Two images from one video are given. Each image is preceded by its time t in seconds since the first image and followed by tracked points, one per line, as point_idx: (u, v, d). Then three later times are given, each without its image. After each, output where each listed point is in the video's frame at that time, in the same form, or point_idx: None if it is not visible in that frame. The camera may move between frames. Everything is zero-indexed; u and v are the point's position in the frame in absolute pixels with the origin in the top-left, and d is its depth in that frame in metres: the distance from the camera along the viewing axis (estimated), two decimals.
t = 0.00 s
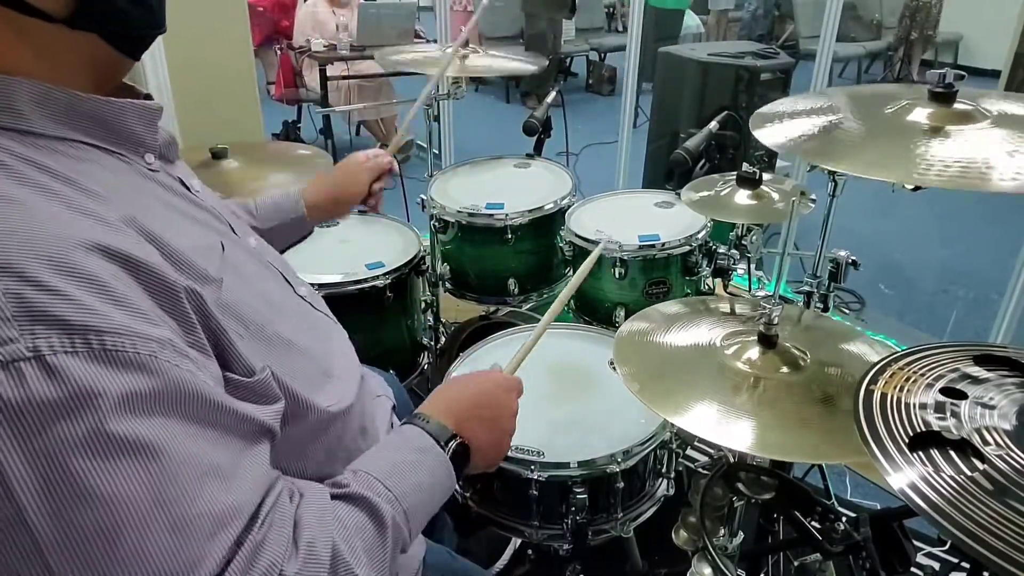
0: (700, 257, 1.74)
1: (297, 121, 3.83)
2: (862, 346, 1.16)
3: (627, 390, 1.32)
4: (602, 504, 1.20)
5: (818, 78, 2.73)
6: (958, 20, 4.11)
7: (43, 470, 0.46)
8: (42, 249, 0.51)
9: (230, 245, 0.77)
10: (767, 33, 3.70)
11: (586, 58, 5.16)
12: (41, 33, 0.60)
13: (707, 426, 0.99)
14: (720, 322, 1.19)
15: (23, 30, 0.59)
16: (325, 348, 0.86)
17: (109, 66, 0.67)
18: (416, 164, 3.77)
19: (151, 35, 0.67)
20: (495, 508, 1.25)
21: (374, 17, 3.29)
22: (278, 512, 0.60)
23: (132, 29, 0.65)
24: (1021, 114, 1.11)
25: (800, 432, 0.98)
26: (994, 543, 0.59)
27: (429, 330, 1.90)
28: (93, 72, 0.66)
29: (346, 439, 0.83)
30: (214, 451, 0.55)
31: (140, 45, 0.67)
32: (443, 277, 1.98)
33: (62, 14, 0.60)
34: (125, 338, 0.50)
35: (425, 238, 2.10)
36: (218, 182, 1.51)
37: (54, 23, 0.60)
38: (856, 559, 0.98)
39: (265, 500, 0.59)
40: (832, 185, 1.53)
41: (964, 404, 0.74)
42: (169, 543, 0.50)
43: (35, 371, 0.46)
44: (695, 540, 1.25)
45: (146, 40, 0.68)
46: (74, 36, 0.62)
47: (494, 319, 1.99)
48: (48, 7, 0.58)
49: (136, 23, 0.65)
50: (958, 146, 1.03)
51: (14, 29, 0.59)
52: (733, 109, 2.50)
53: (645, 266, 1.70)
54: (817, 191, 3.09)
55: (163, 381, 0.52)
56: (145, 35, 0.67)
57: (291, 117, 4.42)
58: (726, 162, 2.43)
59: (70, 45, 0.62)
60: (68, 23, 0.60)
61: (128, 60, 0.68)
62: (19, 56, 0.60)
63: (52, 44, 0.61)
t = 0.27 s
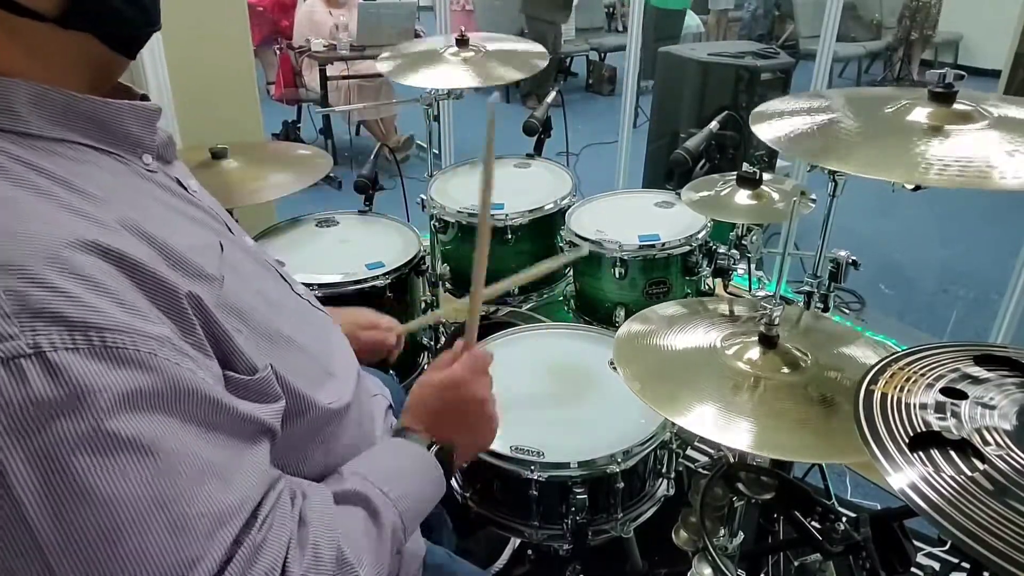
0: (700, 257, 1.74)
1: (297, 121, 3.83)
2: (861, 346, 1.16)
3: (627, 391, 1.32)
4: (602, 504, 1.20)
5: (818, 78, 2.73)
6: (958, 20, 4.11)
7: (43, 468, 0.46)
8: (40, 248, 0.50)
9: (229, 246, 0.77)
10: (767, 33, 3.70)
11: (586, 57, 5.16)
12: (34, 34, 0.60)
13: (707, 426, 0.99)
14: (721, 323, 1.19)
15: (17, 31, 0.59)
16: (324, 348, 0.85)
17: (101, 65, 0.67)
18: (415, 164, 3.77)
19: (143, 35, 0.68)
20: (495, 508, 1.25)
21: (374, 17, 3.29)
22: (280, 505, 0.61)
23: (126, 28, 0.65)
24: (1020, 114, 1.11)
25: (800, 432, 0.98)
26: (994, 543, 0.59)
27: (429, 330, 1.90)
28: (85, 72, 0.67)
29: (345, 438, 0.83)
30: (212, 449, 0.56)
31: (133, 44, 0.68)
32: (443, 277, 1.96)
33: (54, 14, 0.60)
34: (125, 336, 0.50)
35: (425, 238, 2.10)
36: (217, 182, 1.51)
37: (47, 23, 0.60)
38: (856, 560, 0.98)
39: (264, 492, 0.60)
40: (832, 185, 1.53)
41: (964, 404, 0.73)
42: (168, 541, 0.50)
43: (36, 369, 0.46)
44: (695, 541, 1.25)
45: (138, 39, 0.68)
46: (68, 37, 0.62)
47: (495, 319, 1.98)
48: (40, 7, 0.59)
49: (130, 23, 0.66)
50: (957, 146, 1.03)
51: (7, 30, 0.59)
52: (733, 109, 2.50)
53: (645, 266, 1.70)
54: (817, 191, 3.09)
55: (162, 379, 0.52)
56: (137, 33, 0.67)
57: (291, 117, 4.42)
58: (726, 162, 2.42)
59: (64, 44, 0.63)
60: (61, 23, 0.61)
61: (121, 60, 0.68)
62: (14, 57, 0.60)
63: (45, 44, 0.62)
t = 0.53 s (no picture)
0: (699, 257, 1.74)
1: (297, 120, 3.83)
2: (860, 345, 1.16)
3: (627, 391, 1.32)
4: (602, 503, 1.20)
5: (818, 78, 2.73)
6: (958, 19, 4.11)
7: None
8: (19, 257, 0.51)
9: (227, 247, 0.77)
10: (767, 32, 3.70)
11: (587, 57, 5.16)
12: (28, 33, 0.60)
13: (707, 427, 0.98)
14: (721, 323, 1.20)
15: (13, 33, 0.59)
16: (322, 352, 0.85)
17: (96, 63, 0.67)
18: (415, 163, 3.77)
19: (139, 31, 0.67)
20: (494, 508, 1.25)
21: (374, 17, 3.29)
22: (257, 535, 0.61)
23: (120, 25, 0.65)
24: (1019, 113, 1.11)
25: (799, 432, 0.98)
26: (996, 544, 0.59)
27: (429, 330, 1.90)
28: (80, 70, 0.66)
29: (342, 447, 0.83)
30: (169, 486, 0.54)
31: (127, 41, 0.68)
32: (443, 277, 1.97)
33: (49, 14, 0.60)
34: (82, 361, 0.50)
35: (425, 238, 2.10)
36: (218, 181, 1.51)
37: (41, 22, 0.60)
38: (856, 559, 0.98)
39: (232, 526, 0.60)
40: (831, 185, 1.53)
41: (964, 404, 0.73)
42: None
43: None
44: (695, 540, 1.25)
45: (133, 37, 0.68)
46: (62, 35, 0.62)
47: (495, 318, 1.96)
48: (34, 7, 0.58)
49: (125, 20, 0.65)
50: (957, 146, 1.03)
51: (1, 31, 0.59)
52: (733, 109, 2.50)
53: (644, 266, 1.70)
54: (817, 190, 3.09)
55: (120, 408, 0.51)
56: (131, 31, 0.67)
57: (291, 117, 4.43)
58: (726, 162, 2.42)
59: (58, 43, 0.62)
60: (55, 22, 0.60)
61: (116, 57, 0.68)
62: (7, 56, 0.60)
63: (38, 43, 0.61)
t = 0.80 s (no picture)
0: (699, 257, 1.74)
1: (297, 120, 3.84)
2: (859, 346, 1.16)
3: (628, 391, 1.32)
4: (602, 503, 1.20)
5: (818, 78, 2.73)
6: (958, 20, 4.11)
7: None
8: None
9: (224, 245, 0.77)
10: (767, 33, 3.70)
11: (587, 58, 5.16)
12: (22, 30, 0.59)
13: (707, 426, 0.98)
14: (720, 323, 1.20)
15: (8, 28, 0.59)
16: (323, 353, 0.85)
17: (96, 62, 0.66)
18: (416, 163, 3.77)
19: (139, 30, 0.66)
20: (494, 507, 1.25)
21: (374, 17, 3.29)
22: (249, 534, 0.61)
23: (118, 24, 0.64)
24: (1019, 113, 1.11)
25: (798, 432, 0.98)
26: (996, 544, 0.59)
27: (429, 330, 1.90)
28: (81, 68, 0.66)
29: (342, 445, 0.82)
30: (171, 462, 0.56)
31: (128, 40, 0.67)
32: (443, 277, 1.98)
33: (44, 11, 0.59)
34: (71, 347, 0.51)
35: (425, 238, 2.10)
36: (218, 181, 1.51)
37: (37, 19, 0.59)
38: (856, 559, 0.98)
39: (228, 511, 0.60)
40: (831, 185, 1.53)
41: (963, 404, 0.74)
42: (113, 557, 0.50)
43: None
44: (695, 540, 1.25)
45: (134, 36, 0.67)
46: (60, 33, 0.62)
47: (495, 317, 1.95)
48: (29, 4, 0.58)
49: (124, 19, 0.65)
50: (957, 145, 1.03)
51: None
52: (733, 109, 2.51)
53: (644, 266, 1.70)
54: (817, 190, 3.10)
55: (111, 393, 0.53)
56: (132, 29, 0.66)
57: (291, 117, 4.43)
58: (726, 162, 2.42)
59: (55, 41, 0.62)
60: (51, 20, 0.60)
61: (117, 56, 0.67)
62: None
63: (34, 41, 0.61)
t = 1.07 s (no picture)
0: (699, 257, 1.74)
1: (297, 120, 3.84)
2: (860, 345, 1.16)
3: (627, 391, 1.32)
4: (602, 503, 1.20)
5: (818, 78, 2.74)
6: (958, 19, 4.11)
7: None
8: (26, 255, 0.51)
9: (235, 247, 0.77)
10: (767, 33, 3.70)
11: (587, 57, 5.16)
12: (44, 33, 0.59)
13: (707, 427, 0.99)
14: (721, 323, 1.20)
15: (29, 32, 0.59)
16: (327, 354, 0.85)
17: (115, 64, 0.66)
18: (416, 163, 3.78)
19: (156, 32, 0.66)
20: (495, 508, 1.25)
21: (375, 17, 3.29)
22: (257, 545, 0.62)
23: (136, 26, 0.64)
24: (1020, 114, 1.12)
25: (799, 432, 0.98)
26: (996, 544, 0.59)
27: (429, 330, 1.89)
28: (100, 70, 0.66)
29: (346, 450, 0.83)
30: (182, 473, 0.55)
31: (145, 42, 0.66)
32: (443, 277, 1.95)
33: (65, 14, 0.59)
34: (96, 351, 0.51)
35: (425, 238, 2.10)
36: (218, 182, 1.51)
37: (58, 22, 0.59)
38: (857, 559, 0.98)
39: (236, 525, 0.60)
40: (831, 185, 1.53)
41: (963, 404, 0.74)
42: (118, 566, 0.50)
43: None
44: (695, 540, 1.25)
45: (151, 37, 0.67)
46: (80, 36, 0.61)
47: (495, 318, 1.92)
48: (50, 6, 0.58)
49: (140, 21, 0.64)
50: (958, 146, 1.04)
51: (16, 30, 0.58)
52: (733, 109, 2.50)
53: (644, 266, 1.70)
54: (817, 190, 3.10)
55: (133, 398, 0.52)
56: (150, 31, 0.66)
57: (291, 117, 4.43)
58: (726, 162, 2.42)
59: (75, 44, 0.62)
60: (72, 23, 0.60)
61: (135, 57, 0.67)
62: (22, 55, 0.60)
63: (55, 44, 0.61)
